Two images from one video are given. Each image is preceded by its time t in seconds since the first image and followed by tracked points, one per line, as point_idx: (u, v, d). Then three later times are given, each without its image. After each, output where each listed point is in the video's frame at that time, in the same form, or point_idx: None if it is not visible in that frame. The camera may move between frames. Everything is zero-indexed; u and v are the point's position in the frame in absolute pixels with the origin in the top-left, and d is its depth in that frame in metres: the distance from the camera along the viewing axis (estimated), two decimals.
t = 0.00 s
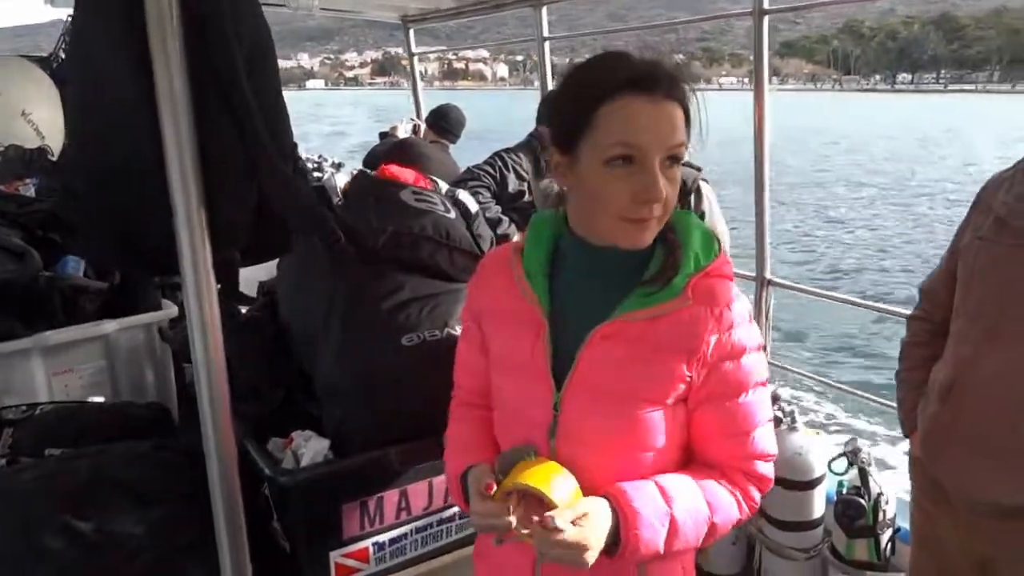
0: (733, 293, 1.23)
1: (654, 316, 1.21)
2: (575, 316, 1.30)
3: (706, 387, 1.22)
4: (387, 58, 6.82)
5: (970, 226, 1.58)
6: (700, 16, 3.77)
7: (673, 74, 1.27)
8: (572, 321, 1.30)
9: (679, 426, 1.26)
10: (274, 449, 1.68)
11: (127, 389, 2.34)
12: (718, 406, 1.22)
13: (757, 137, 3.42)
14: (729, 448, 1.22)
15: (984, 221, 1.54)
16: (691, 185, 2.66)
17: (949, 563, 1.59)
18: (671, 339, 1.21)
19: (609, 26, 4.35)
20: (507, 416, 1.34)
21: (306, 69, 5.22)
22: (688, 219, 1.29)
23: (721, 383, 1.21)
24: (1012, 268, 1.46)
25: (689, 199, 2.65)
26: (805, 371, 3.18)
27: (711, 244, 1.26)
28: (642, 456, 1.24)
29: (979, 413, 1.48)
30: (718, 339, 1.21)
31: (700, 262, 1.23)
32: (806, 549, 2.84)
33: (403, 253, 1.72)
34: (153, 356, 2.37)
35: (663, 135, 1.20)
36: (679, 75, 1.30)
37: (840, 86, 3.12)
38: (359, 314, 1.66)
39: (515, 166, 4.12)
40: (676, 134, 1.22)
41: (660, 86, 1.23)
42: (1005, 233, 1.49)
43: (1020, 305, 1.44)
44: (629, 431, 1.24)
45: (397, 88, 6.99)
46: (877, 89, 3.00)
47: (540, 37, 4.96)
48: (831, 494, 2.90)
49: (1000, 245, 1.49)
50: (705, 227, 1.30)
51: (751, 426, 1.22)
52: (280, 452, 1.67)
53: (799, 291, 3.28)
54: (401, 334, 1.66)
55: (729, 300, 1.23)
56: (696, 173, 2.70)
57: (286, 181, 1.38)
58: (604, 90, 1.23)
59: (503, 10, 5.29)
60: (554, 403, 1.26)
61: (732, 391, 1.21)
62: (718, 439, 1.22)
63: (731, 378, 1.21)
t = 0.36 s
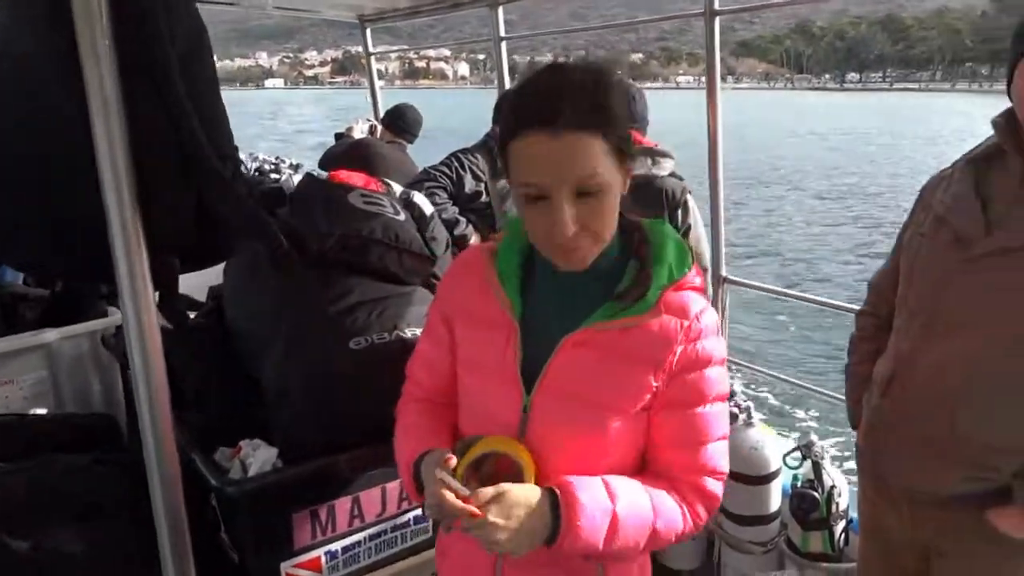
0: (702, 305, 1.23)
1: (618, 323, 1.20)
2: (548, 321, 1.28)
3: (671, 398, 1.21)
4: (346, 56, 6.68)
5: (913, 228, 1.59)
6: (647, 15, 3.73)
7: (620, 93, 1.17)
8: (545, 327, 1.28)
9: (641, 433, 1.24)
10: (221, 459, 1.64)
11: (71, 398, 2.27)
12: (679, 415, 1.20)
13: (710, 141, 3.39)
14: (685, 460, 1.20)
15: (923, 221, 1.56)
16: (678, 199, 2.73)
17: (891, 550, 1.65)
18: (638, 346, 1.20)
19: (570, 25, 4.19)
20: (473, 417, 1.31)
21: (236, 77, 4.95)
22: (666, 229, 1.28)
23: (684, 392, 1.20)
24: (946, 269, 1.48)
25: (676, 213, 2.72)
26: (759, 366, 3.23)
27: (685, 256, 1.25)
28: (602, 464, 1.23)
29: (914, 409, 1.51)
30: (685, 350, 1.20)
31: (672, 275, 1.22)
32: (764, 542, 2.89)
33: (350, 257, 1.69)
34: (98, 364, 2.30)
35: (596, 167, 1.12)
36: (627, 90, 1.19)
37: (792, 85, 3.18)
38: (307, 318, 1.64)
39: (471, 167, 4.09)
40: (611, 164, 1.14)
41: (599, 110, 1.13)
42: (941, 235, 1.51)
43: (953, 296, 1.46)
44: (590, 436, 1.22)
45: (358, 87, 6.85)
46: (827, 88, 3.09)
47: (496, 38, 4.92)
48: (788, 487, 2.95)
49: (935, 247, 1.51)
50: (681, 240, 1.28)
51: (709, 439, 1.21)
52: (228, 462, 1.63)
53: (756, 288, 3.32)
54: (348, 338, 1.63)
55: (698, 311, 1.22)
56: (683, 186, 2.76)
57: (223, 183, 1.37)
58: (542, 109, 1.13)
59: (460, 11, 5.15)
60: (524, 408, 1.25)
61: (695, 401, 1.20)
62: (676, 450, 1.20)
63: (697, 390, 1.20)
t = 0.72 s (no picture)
0: (576, 377, 1.09)
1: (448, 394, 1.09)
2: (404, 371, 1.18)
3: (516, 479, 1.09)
4: (299, 64, 6.60)
5: (854, 237, 1.70)
6: (600, 27, 3.78)
7: (400, 165, 0.98)
8: (397, 386, 1.19)
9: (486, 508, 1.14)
10: (163, 478, 1.59)
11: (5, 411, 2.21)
12: (523, 500, 1.07)
13: (658, 150, 3.48)
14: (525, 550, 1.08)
15: (862, 229, 1.67)
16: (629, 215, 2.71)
17: (834, 551, 1.74)
18: (485, 418, 1.09)
19: (521, 36, 4.14)
20: (336, 466, 1.27)
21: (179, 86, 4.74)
22: (552, 291, 1.13)
23: (532, 475, 1.06)
24: (881, 276, 1.58)
25: (627, 229, 2.72)
26: (710, 373, 3.28)
27: (559, 323, 1.11)
28: (443, 535, 1.15)
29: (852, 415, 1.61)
30: (537, 432, 1.06)
31: (533, 343, 1.08)
32: (716, 548, 2.96)
33: (298, 268, 1.66)
34: (34, 379, 2.22)
35: (358, 266, 0.98)
36: (419, 150, 1.00)
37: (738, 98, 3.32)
38: (254, 332, 1.60)
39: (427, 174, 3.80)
40: (386, 254, 1.00)
41: (365, 195, 0.97)
42: (876, 243, 1.61)
43: (889, 299, 1.55)
44: (434, 505, 1.14)
45: (311, 95, 6.76)
46: (770, 101, 3.19)
47: (450, 48, 4.91)
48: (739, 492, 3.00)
49: (871, 256, 1.61)
50: (561, 309, 1.12)
51: (554, 533, 1.07)
52: (171, 480, 1.58)
53: (705, 297, 3.36)
54: (297, 352, 1.60)
55: (565, 387, 1.08)
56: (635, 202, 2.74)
57: (164, 193, 1.38)
58: (303, 191, 1.01)
59: (416, 20, 5.12)
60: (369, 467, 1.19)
61: (545, 487, 1.06)
62: (516, 539, 1.08)
63: (544, 476, 1.06)
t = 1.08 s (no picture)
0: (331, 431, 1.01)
1: (197, 421, 1.04)
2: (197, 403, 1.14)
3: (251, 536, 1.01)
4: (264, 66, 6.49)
5: (822, 231, 1.86)
6: (563, 30, 3.76)
7: (155, 181, 0.93)
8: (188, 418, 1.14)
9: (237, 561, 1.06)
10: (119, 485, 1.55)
11: None
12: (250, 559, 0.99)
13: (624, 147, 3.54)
14: None
15: (826, 226, 1.84)
16: (585, 213, 2.67)
17: (796, 541, 1.95)
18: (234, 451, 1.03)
19: (495, 40, 4.15)
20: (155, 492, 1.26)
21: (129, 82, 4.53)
22: (343, 329, 1.07)
23: (260, 537, 0.98)
24: (839, 273, 1.75)
25: (583, 226, 2.68)
26: (675, 374, 3.31)
27: (326, 366, 1.03)
28: None
29: (808, 408, 1.80)
30: (268, 471, 1.00)
31: (288, 382, 1.01)
32: (683, 547, 2.98)
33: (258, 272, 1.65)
34: None
35: (113, 292, 0.95)
36: (173, 167, 0.95)
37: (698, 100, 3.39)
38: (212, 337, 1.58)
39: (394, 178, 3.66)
40: (145, 278, 0.96)
41: (110, 215, 0.93)
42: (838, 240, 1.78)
43: (846, 297, 1.73)
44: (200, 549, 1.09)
45: (277, 97, 6.64)
46: (731, 105, 3.23)
47: (416, 50, 4.82)
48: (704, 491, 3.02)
49: (831, 254, 1.79)
50: (336, 350, 1.04)
51: None
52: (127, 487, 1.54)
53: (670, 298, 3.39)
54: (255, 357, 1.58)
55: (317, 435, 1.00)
56: (591, 200, 2.69)
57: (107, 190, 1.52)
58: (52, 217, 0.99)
59: (382, 23, 5.08)
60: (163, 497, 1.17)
61: (270, 545, 0.98)
62: None
63: (271, 538, 0.98)
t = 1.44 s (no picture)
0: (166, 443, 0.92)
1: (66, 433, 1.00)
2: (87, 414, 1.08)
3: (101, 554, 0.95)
4: (240, 66, 6.40)
5: (806, 232, 1.94)
6: (535, 31, 3.73)
7: (29, 205, 0.86)
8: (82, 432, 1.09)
9: None
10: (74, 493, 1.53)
11: None
12: None
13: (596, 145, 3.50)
14: None
15: (806, 228, 1.92)
16: (540, 208, 2.67)
17: (775, 536, 2.00)
18: (90, 464, 0.98)
19: (471, 41, 4.12)
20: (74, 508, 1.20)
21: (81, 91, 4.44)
22: (207, 340, 1.00)
23: (107, 557, 0.92)
24: (808, 273, 1.81)
25: (538, 221, 2.68)
26: (648, 373, 3.32)
27: (173, 377, 0.95)
28: None
29: (771, 407, 1.85)
30: (113, 490, 0.92)
31: (133, 394, 0.94)
32: (657, 546, 2.99)
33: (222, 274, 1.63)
34: None
35: None
36: (45, 186, 0.88)
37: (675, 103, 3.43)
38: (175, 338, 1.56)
39: (368, 178, 3.66)
40: (13, 311, 0.88)
41: None
42: (812, 242, 1.85)
43: (812, 296, 1.77)
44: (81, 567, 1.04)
45: (252, 97, 6.55)
46: (704, 106, 3.27)
47: (389, 49, 4.76)
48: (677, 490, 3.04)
49: (805, 255, 1.86)
50: (186, 361, 0.97)
51: None
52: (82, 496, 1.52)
53: (645, 298, 3.39)
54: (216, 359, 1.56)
55: (163, 449, 0.91)
56: (545, 194, 2.68)
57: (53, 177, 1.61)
58: None
59: (354, 22, 5.03)
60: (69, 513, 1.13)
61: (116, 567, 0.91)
62: None
63: (111, 558, 0.92)
